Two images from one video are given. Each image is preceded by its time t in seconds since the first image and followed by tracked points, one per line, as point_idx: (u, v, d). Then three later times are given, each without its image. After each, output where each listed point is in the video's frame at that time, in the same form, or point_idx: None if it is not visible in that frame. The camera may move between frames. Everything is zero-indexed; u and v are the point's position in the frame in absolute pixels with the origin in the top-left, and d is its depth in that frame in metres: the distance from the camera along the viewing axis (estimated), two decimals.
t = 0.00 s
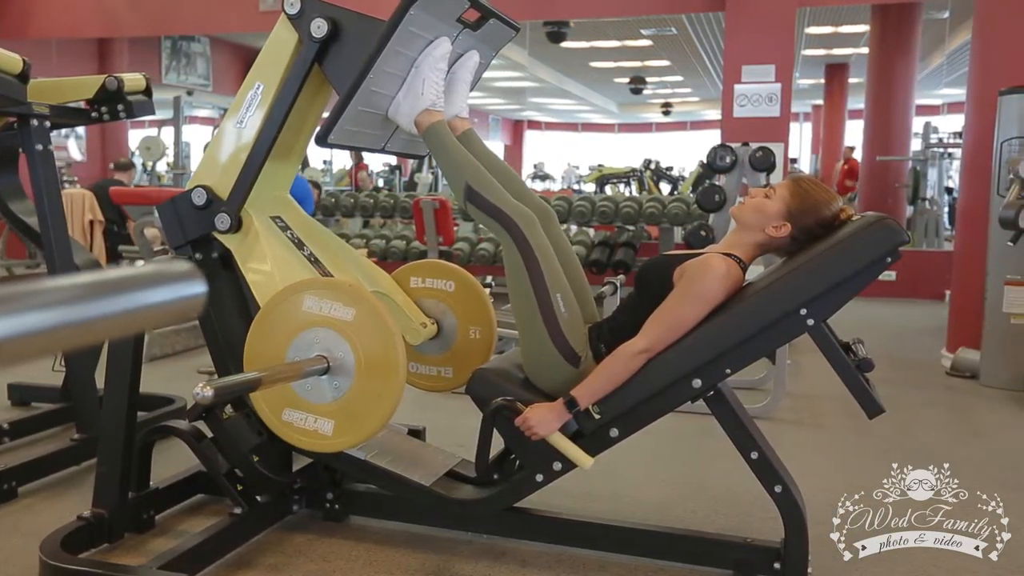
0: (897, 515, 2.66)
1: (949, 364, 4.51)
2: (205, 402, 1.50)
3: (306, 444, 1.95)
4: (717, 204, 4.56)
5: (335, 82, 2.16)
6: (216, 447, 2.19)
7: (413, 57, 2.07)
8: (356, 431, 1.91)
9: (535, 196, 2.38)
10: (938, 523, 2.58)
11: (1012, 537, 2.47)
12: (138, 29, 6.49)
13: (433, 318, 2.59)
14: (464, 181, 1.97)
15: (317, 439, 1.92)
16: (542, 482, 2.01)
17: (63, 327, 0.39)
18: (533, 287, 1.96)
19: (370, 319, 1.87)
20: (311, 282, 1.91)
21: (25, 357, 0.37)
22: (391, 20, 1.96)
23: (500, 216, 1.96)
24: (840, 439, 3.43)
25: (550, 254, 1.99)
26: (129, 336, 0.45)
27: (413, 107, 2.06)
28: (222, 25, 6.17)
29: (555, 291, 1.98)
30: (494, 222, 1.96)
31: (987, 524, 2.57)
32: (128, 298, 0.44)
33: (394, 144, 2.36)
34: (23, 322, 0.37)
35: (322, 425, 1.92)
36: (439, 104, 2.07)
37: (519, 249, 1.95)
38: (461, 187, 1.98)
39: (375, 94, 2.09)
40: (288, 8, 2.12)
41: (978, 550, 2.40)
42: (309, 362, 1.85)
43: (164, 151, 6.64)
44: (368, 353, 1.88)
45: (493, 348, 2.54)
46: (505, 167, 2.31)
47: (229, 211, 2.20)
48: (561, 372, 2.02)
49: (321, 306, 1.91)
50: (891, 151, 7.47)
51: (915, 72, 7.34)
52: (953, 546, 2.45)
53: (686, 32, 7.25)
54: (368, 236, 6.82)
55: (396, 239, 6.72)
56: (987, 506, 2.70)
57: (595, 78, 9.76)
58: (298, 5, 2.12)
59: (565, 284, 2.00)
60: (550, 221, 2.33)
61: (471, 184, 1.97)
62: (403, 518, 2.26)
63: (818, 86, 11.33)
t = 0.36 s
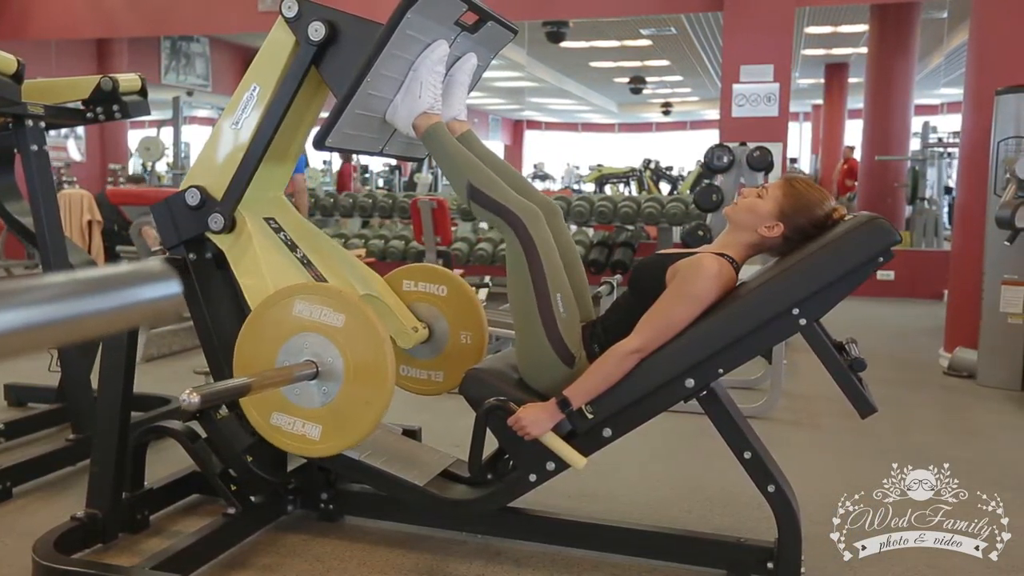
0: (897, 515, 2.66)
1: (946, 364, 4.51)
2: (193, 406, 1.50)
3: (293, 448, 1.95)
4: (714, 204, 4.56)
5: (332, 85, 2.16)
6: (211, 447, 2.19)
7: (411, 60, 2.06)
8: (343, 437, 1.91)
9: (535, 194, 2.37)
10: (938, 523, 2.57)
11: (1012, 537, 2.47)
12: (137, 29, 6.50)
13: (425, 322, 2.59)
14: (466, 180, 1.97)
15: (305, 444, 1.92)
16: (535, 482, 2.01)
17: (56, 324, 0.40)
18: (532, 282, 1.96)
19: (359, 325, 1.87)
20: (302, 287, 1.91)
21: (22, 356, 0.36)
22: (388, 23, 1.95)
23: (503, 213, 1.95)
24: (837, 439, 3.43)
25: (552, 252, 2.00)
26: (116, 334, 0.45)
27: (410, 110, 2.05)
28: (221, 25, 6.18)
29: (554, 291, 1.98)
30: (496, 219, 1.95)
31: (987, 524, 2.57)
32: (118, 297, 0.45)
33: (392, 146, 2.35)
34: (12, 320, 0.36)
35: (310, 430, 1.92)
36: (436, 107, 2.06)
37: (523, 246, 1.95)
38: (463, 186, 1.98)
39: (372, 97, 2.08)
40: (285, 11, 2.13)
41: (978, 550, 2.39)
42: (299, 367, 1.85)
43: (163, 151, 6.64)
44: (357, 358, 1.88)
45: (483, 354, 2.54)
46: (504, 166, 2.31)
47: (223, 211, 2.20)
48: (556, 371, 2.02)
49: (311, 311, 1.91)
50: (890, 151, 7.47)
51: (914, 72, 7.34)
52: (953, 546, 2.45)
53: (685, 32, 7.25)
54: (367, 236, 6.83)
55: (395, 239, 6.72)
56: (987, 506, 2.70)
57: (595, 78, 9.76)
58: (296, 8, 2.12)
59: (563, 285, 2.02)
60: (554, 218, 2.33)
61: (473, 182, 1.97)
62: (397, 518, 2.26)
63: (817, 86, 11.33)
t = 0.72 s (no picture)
0: (897, 515, 2.65)
1: (942, 364, 4.51)
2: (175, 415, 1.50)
3: (274, 455, 1.95)
4: (711, 204, 4.55)
5: (332, 91, 2.15)
6: (203, 447, 2.20)
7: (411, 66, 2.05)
8: (325, 447, 1.91)
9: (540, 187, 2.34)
10: (938, 523, 2.57)
11: (1012, 537, 2.46)
12: (137, 29, 6.50)
13: (414, 329, 2.60)
14: (471, 179, 1.96)
15: (287, 453, 1.92)
16: (528, 482, 2.00)
17: (47, 320, 0.42)
18: (533, 277, 1.95)
19: (347, 336, 1.87)
20: (291, 295, 1.92)
21: (15, 345, 0.39)
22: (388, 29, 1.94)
23: (513, 211, 1.94)
24: (834, 439, 3.43)
25: (556, 256, 1.98)
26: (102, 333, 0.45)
27: (410, 116, 2.04)
28: (219, 26, 6.19)
29: (555, 292, 1.98)
30: (505, 218, 1.94)
31: (987, 524, 2.57)
32: (107, 292, 0.47)
33: (392, 151, 2.35)
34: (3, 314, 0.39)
35: (292, 438, 1.93)
36: (437, 112, 2.05)
37: (530, 244, 1.94)
38: (468, 186, 1.97)
39: (372, 104, 2.08)
40: (285, 16, 2.11)
41: (978, 550, 2.39)
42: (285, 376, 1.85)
43: (162, 151, 6.63)
44: (342, 368, 1.89)
45: (470, 363, 2.55)
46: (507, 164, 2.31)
47: (216, 211, 2.20)
48: (548, 371, 2.02)
49: (298, 320, 1.91)
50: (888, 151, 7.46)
51: (913, 72, 7.34)
52: (953, 546, 2.44)
53: (684, 32, 7.24)
54: (365, 236, 6.83)
55: (392, 239, 6.73)
56: (987, 506, 2.70)
57: (594, 79, 9.75)
58: (296, 13, 2.11)
59: (564, 287, 2.01)
60: (562, 215, 2.32)
61: (479, 181, 1.95)
62: (389, 518, 2.26)
63: (817, 86, 11.32)
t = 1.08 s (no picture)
0: (897, 515, 2.65)
1: (938, 364, 4.51)
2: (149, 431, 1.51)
3: (252, 464, 1.96)
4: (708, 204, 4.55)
5: (334, 99, 2.15)
6: (196, 447, 2.20)
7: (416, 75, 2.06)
8: (303, 459, 1.92)
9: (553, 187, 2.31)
10: (938, 523, 2.57)
11: (1012, 537, 2.47)
12: (135, 30, 6.50)
13: (400, 338, 2.60)
14: (483, 182, 1.96)
15: (264, 463, 1.93)
16: (521, 482, 2.00)
17: (41, 317, 0.43)
18: (539, 278, 1.95)
19: (331, 349, 1.87)
20: (277, 307, 1.91)
21: None
22: (393, 38, 1.95)
23: (526, 211, 1.93)
24: (831, 439, 3.43)
25: (567, 256, 1.97)
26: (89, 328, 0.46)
27: (415, 125, 2.05)
28: (218, 26, 6.19)
29: (558, 295, 1.97)
30: (517, 217, 1.94)
31: (987, 524, 2.56)
32: (87, 293, 0.46)
33: (397, 163, 2.34)
34: (1, 309, 0.40)
35: (270, 449, 1.93)
36: (441, 121, 2.06)
37: (542, 243, 1.94)
38: (480, 189, 1.97)
39: (377, 113, 2.08)
40: (289, 25, 2.11)
41: (978, 550, 2.39)
42: (268, 389, 1.86)
43: (160, 151, 6.63)
44: (324, 381, 1.89)
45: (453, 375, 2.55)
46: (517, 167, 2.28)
47: (210, 212, 2.20)
48: (542, 371, 2.02)
49: (282, 331, 1.91)
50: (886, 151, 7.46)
51: (911, 72, 7.34)
52: (953, 546, 2.44)
53: (682, 32, 7.25)
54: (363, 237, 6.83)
55: (391, 239, 6.72)
56: (987, 506, 2.70)
57: (593, 79, 9.75)
58: (299, 23, 2.11)
59: (569, 290, 2.00)
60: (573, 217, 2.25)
61: (488, 184, 1.96)
62: (383, 519, 2.26)
63: (816, 86, 11.32)
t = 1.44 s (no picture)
0: (897, 515, 2.65)
1: (935, 363, 4.51)
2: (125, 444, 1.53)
3: (225, 472, 1.98)
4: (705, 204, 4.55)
5: (339, 109, 2.14)
6: (189, 447, 2.20)
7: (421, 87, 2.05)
8: (276, 471, 1.94)
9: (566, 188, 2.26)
10: (938, 523, 2.56)
11: (1012, 537, 2.46)
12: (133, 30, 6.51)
13: (382, 347, 2.60)
14: (493, 188, 1.95)
15: (237, 472, 1.95)
16: (514, 481, 2.00)
17: (21, 317, 0.43)
18: (544, 276, 1.95)
19: (311, 365, 1.89)
20: (260, 320, 1.93)
21: None
22: (400, 50, 1.94)
23: (538, 213, 1.93)
24: (828, 438, 3.43)
25: (575, 260, 1.97)
26: (62, 328, 0.46)
27: (421, 137, 2.04)
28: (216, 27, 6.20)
29: (560, 296, 1.98)
30: (530, 219, 1.93)
31: (987, 524, 2.56)
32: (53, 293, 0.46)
33: (403, 174, 2.32)
34: None
35: (244, 459, 1.95)
36: (448, 133, 2.05)
37: (550, 246, 1.93)
38: (490, 194, 1.96)
39: (384, 126, 2.07)
40: (294, 37, 2.11)
41: (978, 550, 2.39)
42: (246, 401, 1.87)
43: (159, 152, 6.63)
44: (302, 395, 1.91)
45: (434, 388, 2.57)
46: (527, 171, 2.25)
47: (203, 213, 2.20)
48: (535, 370, 2.02)
49: (263, 345, 1.93)
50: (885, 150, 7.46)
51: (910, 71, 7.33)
52: (953, 546, 2.44)
53: (681, 32, 7.25)
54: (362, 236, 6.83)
55: (389, 239, 6.73)
56: (987, 506, 2.69)
57: (593, 77, 9.75)
58: (305, 35, 2.10)
59: (572, 293, 2.00)
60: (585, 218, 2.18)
61: (501, 189, 1.94)
62: (376, 518, 2.26)
63: (815, 85, 11.32)
